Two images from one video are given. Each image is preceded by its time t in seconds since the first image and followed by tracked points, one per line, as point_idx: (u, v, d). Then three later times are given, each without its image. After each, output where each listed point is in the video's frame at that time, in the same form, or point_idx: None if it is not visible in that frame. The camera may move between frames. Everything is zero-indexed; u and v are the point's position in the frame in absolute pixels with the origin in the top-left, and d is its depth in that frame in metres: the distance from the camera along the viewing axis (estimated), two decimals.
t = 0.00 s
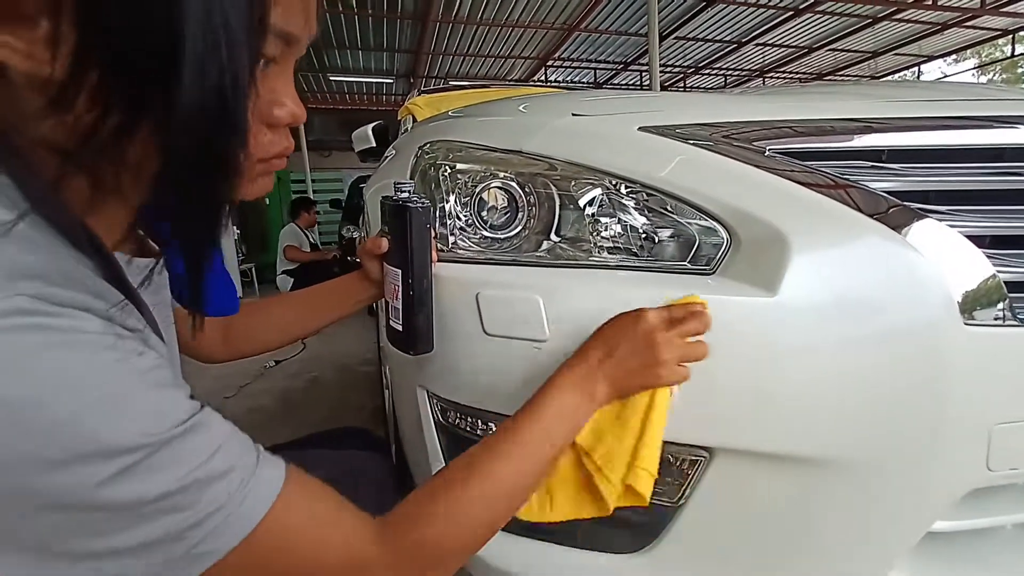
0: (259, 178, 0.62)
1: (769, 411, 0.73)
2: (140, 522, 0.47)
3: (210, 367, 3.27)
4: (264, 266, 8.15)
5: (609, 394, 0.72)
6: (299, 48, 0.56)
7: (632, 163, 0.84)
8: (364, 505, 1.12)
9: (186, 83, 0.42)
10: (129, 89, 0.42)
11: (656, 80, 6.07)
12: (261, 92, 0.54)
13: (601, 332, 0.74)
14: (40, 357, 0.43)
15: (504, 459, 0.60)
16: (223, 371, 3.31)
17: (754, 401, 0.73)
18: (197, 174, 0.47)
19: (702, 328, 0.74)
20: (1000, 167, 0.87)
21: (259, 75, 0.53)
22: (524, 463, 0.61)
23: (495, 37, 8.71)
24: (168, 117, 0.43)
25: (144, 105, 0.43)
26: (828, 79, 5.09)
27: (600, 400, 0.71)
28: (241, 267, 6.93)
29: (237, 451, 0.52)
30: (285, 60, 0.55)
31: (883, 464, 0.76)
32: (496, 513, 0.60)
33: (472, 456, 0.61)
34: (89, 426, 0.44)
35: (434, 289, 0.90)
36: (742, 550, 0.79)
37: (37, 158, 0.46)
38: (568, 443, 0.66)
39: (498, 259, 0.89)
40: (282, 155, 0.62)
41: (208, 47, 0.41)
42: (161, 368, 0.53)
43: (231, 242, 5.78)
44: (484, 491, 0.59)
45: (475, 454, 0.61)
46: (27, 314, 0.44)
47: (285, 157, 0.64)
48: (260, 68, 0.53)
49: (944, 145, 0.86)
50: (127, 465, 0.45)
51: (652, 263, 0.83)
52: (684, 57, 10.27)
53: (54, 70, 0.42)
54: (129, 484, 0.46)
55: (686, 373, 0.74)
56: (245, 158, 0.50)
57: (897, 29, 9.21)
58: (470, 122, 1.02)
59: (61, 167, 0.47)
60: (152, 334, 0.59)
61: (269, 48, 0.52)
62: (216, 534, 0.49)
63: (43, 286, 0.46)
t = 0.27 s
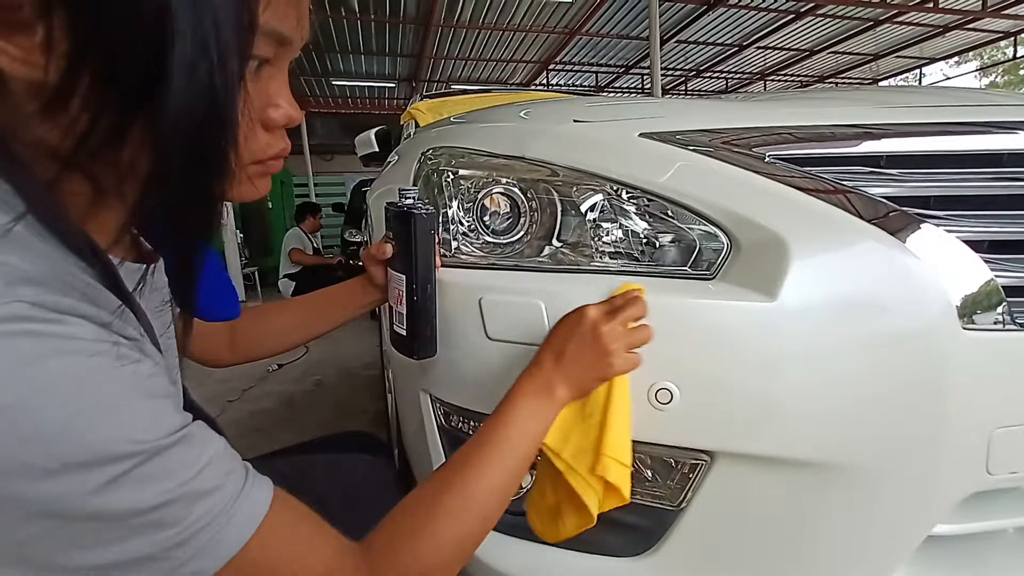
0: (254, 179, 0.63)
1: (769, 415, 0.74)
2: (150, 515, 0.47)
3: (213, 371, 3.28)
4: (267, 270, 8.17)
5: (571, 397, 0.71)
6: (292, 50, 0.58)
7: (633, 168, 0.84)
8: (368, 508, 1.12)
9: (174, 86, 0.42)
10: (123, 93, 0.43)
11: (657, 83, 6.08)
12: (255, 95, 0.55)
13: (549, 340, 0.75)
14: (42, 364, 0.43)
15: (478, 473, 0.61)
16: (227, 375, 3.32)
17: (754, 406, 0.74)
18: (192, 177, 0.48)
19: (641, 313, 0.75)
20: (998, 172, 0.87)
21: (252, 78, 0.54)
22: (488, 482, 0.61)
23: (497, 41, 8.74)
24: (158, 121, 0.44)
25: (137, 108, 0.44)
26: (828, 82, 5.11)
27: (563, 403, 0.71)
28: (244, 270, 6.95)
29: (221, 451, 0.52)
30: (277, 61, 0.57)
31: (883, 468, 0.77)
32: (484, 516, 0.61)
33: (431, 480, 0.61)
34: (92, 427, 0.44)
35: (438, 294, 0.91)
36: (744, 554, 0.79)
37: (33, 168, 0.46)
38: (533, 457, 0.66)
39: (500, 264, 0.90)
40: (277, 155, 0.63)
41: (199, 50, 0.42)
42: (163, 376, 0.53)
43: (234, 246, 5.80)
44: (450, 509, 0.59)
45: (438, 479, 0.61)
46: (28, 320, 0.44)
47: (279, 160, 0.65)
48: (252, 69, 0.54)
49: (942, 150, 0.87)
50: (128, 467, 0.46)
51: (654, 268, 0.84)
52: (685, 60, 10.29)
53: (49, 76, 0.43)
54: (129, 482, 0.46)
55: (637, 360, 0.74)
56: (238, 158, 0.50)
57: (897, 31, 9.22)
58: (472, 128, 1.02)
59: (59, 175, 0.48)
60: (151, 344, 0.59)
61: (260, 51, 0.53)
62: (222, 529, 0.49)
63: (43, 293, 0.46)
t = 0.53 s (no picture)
0: (247, 170, 0.64)
1: (764, 419, 0.74)
2: (120, 527, 0.47)
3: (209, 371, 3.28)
4: (263, 271, 8.15)
5: (512, 388, 0.76)
6: (276, 37, 0.58)
7: (630, 171, 0.85)
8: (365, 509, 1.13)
9: (145, 69, 0.41)
10: (100, 74, 0.42)
11: (654, 87, 6.11)
12: (244, 83, 0.56)
13: (494, 332, 0.78)
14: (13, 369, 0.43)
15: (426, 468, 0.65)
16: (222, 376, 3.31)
17: (751, 409, 0.74)
18: (167, 166, 0.46)
19: (587, 303, 0.79)
20: (993, 178, 0.88)
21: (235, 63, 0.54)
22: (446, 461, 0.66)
23: (495, 44, 8.76)
24: (132, 107, 0.43)
25: (115, 91, 0.43)
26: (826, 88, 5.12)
27: (502, 393, 0.75)
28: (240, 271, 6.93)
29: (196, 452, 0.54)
30: (264, 48, 0.57)
31: (879, 471, 0.77)
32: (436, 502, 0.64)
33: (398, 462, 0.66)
34: (73, 436, 0.44)
35: (435, 295, 0.91)
36: (739, 556, 0.80)
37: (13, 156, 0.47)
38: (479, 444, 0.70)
39: (498, 266, 0.90)
40: (268, 145, 0.64)
41: (173, 30, 0.40)
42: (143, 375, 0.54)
43: (230, 246, 5.78)
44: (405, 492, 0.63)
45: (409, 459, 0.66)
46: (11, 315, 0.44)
47: (267, 152, 0.65)
48: (239, 59, 0.55)
49: (937, 155, 0.87)
50: (103, 477, 0.46)
51: (653, 271, 0.84)
52: (682, 65, 10.32)
53: (25, 62, 0.43)
54: (97, 496, 0.46)
55: (578, 348, 0.79)
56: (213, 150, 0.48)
57: (893, 38, 9.27)
58: (470, 130, 1.03)
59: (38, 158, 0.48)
60: (134, 330, 0.59)
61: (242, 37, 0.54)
62: (196, 545, 0.50)
63: (25, 289, 0.46)
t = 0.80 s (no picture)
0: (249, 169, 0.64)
1: (770, 418, 0.74)
2: (133, 510, 0.46)
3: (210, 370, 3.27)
4: (264, 269, 8.15)
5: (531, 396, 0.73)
6: (281, 37, 0.60)
7: (636, 169, 0.84)
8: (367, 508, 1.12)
9: (176, 64, 0.42)
10: (122, 72, 0.42)
11: (656, 86, 6.10)
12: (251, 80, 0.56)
13: (525, 335, 0.76)
14: (30, 350, 0.43)
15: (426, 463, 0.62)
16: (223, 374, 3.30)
17: (757, 408, 0.74)
18: (191, 161, 0.47)
19: (622, 326, 0.76)
20: (1000, 177, 0.87)
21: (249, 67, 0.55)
22: (448, 462, 0.63)
23: (496, 42, 8.75)
24: (160, 103, 0.43)
25: (135, 90, 0.43)
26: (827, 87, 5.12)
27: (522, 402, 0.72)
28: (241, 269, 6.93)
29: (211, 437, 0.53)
30: (266, 48, 0.58)
31: (885, 470, 0.77)
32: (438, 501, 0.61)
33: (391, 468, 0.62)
34: (79, 415, 0.44)
35: (438, 293, 0.91)
36: (744, 555, 0.79)
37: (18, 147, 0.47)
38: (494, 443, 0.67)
39: (501, 263, 0.89)
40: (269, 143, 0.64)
41: (202, 26, 0.41)
42: (160, 379, 0.53)
43: (231, 244, 5.78)
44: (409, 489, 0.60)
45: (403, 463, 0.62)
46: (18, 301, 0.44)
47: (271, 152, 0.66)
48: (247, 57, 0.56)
49: (944, 154, 0.87)
50: (116, 455, 0.45)
51: (657, 270, 0.83)
52: (684, 63, 10.31)
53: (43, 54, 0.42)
54: (117, 473, 0.45)
55: (604, 367, 0.76)
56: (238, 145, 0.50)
57: (895, 37, 9.26)
58: (474, 127, 1.02)
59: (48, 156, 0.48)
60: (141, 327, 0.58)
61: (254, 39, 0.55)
62: (204, 530, 0.49)
63: (31, 274, 0.46)
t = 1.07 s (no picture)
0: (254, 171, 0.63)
1: (776, 414, 0.74)
2: (124, 517, 0.47)
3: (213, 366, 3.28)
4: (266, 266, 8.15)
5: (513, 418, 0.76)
6: (291, 44, 0.59)
7: (640, 163, 0.84)
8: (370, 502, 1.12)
9: (194, 78, 0.42)
10: (139, 83, 0.42)
11: (658, 81, 6.08)
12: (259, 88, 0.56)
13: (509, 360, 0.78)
14: (33, 359, 0.43)
15: (405, 472, 0.65)
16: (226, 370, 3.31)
17: (762, 404, 0.74)
18: (207, 167, 0.47)
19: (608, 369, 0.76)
20: (1008, 169, 0.87)
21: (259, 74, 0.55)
22: (438, 453, 0.68)
23: (497, 38, 8.72)
24: (179, 114, 0.43)
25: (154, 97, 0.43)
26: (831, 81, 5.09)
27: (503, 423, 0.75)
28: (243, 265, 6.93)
29: (207, 445, 0.55)
30: (277, 56, 0.57)
31: (892, 466, 0.76)
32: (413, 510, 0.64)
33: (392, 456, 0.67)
34: (86, 424, 0.44)
35: (441, 288, 0.91)
36: (748, 551, 0.79)
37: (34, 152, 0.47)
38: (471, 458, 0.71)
39: (503, 259, 0.89)
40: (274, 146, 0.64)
41: (222, 40, 0.41)
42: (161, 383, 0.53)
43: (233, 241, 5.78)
44: (390, 493, 0.63)
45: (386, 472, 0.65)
46: (27, 303, 0.44)
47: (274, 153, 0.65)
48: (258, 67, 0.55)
49: (951, 146, 0.86)
50: (114, 463, 0.46)
51: (662, 265, 0.83)
52: (686, 59, 10.27)
53: (60, 62, 0.42)
54: (116, 479, 0.46)
55: (587, 404, 0.78)
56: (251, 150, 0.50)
57: (899, 31, 9.21)
58: (476, 122, 1.02)
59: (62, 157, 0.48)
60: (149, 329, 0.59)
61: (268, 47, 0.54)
62: (199, 534, 0.50)
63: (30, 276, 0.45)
